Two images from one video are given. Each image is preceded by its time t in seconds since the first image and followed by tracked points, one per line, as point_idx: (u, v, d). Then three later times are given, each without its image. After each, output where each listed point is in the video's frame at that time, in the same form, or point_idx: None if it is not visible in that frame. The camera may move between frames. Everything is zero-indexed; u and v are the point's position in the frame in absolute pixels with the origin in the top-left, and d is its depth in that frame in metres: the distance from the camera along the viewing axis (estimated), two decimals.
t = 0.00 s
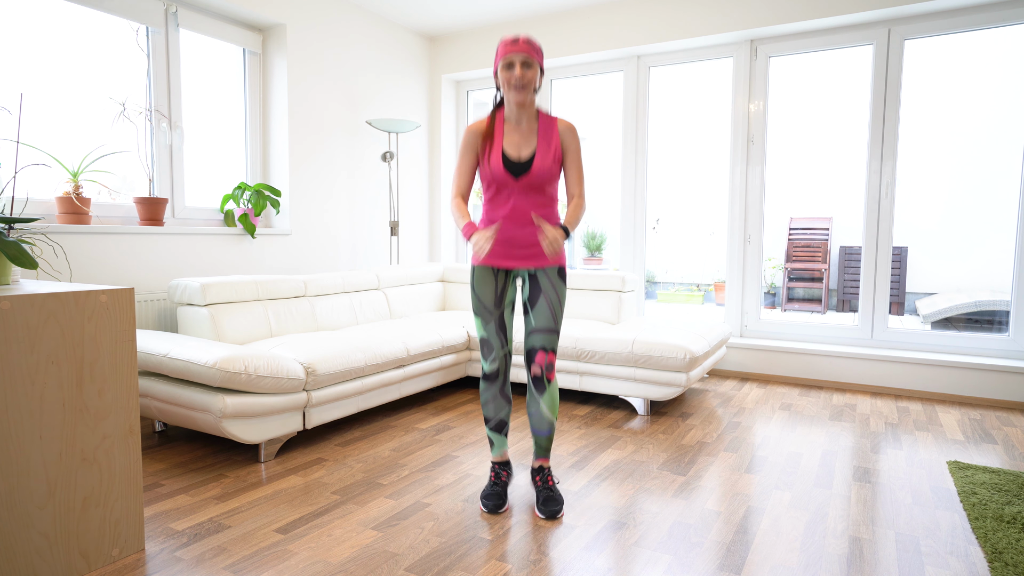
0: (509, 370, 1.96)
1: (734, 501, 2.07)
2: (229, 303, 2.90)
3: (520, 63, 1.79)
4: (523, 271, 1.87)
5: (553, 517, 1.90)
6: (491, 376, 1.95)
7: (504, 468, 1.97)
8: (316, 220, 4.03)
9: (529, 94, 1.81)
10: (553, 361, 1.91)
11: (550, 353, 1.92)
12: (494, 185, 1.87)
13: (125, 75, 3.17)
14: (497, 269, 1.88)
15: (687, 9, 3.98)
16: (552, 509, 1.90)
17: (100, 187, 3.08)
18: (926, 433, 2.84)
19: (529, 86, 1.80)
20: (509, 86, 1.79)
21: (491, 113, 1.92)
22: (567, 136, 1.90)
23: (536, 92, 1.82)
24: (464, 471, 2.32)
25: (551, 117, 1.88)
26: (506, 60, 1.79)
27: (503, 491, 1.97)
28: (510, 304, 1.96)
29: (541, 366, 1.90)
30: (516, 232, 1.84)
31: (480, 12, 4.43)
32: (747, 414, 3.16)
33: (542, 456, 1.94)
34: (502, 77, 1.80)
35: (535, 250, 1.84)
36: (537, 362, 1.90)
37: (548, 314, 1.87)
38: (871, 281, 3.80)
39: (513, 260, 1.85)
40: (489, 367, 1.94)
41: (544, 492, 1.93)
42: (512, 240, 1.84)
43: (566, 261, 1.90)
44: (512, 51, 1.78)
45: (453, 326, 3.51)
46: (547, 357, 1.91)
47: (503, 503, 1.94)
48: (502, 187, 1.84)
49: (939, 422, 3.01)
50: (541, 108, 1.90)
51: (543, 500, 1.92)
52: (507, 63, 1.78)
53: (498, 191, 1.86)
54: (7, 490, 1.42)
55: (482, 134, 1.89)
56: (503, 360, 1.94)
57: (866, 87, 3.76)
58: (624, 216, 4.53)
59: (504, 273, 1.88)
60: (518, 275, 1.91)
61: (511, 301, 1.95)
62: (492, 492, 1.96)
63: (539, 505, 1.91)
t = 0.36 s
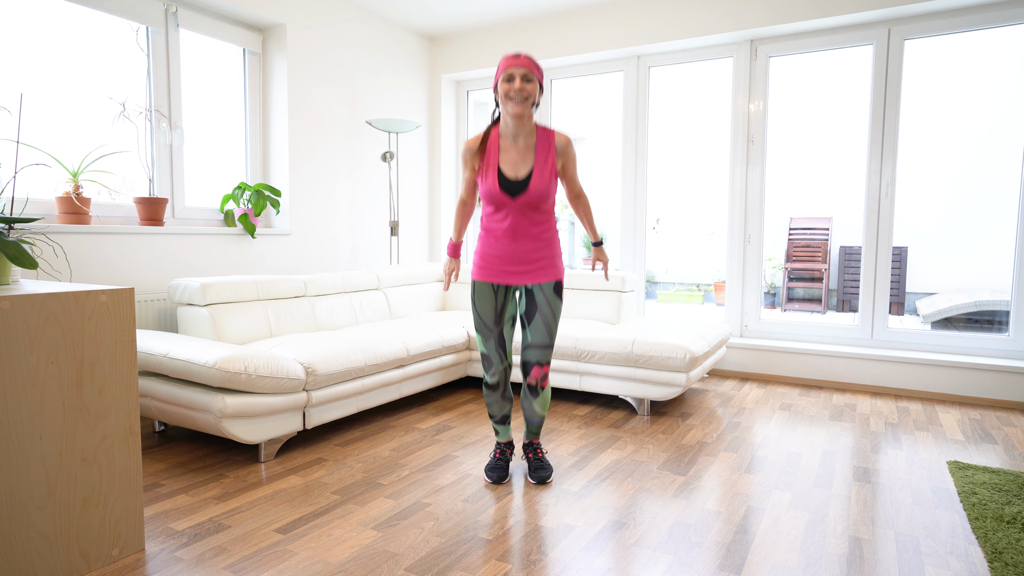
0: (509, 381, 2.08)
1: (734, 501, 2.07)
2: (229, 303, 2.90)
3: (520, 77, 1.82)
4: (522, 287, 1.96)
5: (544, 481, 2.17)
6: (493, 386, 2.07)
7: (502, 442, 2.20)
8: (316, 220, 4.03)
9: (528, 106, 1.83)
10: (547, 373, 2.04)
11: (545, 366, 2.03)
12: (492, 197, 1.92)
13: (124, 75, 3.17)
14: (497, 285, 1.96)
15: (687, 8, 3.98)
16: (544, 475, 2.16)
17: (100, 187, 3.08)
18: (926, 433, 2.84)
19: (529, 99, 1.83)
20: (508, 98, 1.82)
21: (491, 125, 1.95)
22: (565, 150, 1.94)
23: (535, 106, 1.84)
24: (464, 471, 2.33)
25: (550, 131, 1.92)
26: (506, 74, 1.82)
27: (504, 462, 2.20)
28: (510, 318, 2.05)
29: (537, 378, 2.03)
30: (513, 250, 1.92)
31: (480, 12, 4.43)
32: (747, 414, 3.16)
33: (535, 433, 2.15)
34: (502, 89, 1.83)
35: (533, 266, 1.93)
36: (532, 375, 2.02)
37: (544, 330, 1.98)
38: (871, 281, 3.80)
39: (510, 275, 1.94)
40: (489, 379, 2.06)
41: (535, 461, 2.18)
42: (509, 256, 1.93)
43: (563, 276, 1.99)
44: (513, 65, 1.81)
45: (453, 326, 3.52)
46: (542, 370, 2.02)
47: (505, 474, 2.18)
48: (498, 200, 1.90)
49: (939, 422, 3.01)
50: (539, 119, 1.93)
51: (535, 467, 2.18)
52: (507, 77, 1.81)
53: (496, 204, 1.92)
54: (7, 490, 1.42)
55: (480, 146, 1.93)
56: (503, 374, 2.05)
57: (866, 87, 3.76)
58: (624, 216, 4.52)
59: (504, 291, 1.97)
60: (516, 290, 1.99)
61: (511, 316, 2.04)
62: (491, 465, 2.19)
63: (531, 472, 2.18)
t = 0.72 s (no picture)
0: (503, 393, 1.97)
1: (734, 501, 2.07)
2: (229, 303, 2.91)
3: (518, 91, 1.80)
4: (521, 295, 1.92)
5: (545, 506, 1.96)
6: (485, 398, 1.96)
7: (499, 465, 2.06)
8: (316, 220, 4.03)
9: (526, 120, 1.82)
10: (544, 385, 1.92)
11: (542, 377, 1.93)
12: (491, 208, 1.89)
13: (125, 75, 3.17)
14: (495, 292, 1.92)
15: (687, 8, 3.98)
16: (545, 498, 1.96)
17: (100, 187, 3.07)
18: (926, 433, 2.84)
19: (528, 113, 1.81)
20: (507, 112, 1.81)
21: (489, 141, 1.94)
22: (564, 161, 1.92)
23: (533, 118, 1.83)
24: (464, 471, 2.32)
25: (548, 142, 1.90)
26: (504, 88, 1.79)
27: (498, 485, 2.04)
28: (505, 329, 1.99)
29: (533, 390, 1.91)
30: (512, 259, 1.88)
31: (480, 12, 4.43)
32: (747, 414, 3.16)
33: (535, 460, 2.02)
34: (501, 103, 1.81)
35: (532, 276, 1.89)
36: (528, 386, 1.91)
37: (541, 336, 1.89)
38: (871, 281, 3.80)
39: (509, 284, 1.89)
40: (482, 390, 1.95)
41: (536, 483, 2.00)
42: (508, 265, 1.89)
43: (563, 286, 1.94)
44: (509, 79, 1.78)
45: (453, 326, 3.52)
46: (539, 381, 1.91)
47: (496, 494, 2.01)
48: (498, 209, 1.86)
49: (939, 422, 3.01)
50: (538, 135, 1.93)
51: (536, 490, 1.99)
52: (505, 90, 1.79)
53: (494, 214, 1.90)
54: (7, 490, 1.42)
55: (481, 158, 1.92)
56: (497, 382, 1.94)
57: (866, 87, 3.76)
58: (624, 216, 4.52)
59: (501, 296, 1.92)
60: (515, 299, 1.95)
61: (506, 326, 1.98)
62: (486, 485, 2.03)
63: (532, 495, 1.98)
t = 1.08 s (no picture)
0: (509, 379, 2.08)
1: (734, 501, 2.07)
2: (229, 303, 2.91)
3: (518, 75, 1.85)
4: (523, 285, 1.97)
5: (544, 473, 2.26)
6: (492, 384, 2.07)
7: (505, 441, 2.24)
8: (316, 220, 4.03)
9: (528, 103, 1.85)
10: (546, 372, 2.04)
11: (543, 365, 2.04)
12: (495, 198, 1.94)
13: (124, 75, 3.17)
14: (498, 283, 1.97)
15: (687, 8, 3.98)
16: (545, 467, 2.25)
17: (100, 187, 3.08)
18: (926, 433, 2.84)
19: (529, 96, 1.85)
20: (508, 96, 1.84)
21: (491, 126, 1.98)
22: (566, 146, 1.98)
23: (535, 103, 1.86)
24: (464, 471, 2.33)
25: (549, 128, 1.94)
26: (505, 72, 1.84)
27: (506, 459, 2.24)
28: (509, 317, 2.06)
29: (535, 378, 2.04)
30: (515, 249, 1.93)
31: (480, 12, 4.43)
32: (747, 414, 3.16)
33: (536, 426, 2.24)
34: (501, 87, 1.85)
35: (534, 265, 1.94)
36: (530, 375, 2.04)
37: (542, 331, 1.99)
38: (871, 281, 3.80)
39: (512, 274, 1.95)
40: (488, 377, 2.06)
41: (536, 452, 2.27)
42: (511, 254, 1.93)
43: (564, 274, 2.00)
44: (510, 63, 1.84)
45: (453, 326, 3.52)
46: (540, 370, 2.03)
47: (506, 470, 2.22)
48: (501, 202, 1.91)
49: (939, 422, 3.01)
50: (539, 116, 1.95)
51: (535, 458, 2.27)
52: (505, 74, 1.84)
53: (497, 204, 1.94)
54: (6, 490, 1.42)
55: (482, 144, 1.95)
56: (502, 372, 2.05)
57: (866, 87, 3.76)
58: (624, 216, 4.52)
59: (504, 290, 1.98)
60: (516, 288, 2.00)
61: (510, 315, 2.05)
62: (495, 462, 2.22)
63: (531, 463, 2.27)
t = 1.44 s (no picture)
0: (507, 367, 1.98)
1: (734, 501, 2.07)
2: (229, 302, 2.90)
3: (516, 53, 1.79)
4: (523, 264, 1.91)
5: (548, 511, 1.93)
6: (489, 371, 1.96)
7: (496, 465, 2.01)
8: (316, 220, 4.03)
9: (525, 83, 1.80)
10: (550, 357, 1.94)
11: (547, 348, 1.94)
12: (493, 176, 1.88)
13: (125, 75, 3.17)
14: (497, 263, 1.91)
15: (687, 8, 3.98)
16: (549, 503, 1.93)
17: (100, 187, 3.07)
18: (926, 433, 2.84)
19: (526, 75, 1.80)
20: (506, 75, 1.79)
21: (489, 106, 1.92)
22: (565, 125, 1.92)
23: (532, 81, 1.81)
24: (464, 471, 2.32)
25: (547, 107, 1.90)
26: (502, 51, 1.79)
27: (496, 486, 2.00)
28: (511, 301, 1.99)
29: (539, 361, 1.92)
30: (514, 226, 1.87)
31: (481, 12, 4.43)
32: (747, 414, 3.16)
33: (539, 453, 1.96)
34: (499, 66, 1.80)
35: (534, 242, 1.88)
36: (535, 357, 1.93)
37: (546, 307, 1.90)
38: (871, 281, 3.80)
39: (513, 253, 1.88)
40: (487, 363, 1.95)
41: (540, 486, 1.96)
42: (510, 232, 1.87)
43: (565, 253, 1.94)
44: (507, 42, 1.78)
45: (453, 326, 3.51)
46: (545, 352, 1.93)
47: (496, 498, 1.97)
48: (500, 182, 1.85)
49: (939, 422, 3.01)
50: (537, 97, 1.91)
51: (540, 494, 1.96)
52: (504, 53, 1.78)
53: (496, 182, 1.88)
54: (6, 489, 1.42)
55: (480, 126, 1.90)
56: (502, 355, 1.96)
57: (866, 87, 3.76)
58: (624, 216, 4.53)
59: (505, 268, 1.92)
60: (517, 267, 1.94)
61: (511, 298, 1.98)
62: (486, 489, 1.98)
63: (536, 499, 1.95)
